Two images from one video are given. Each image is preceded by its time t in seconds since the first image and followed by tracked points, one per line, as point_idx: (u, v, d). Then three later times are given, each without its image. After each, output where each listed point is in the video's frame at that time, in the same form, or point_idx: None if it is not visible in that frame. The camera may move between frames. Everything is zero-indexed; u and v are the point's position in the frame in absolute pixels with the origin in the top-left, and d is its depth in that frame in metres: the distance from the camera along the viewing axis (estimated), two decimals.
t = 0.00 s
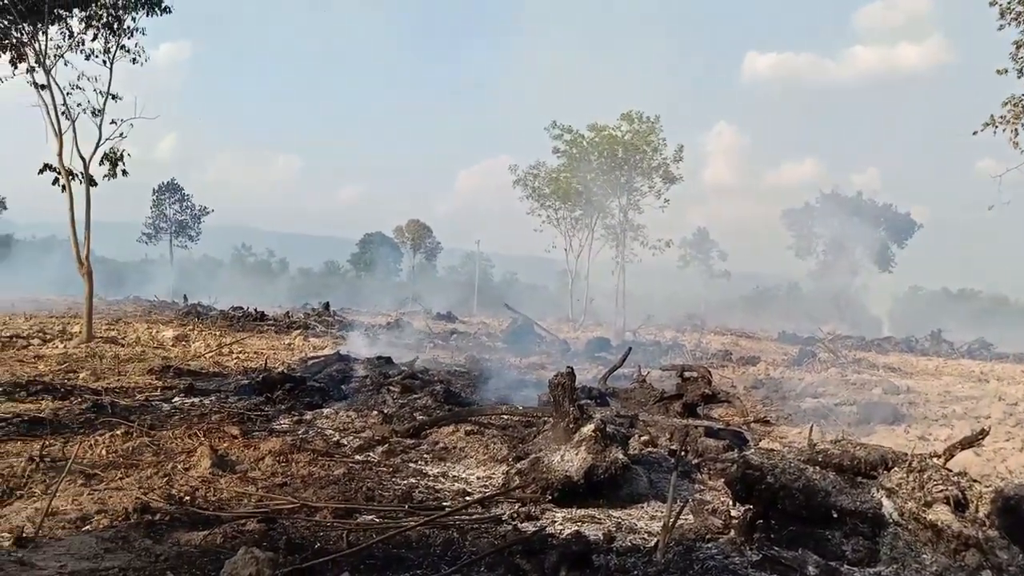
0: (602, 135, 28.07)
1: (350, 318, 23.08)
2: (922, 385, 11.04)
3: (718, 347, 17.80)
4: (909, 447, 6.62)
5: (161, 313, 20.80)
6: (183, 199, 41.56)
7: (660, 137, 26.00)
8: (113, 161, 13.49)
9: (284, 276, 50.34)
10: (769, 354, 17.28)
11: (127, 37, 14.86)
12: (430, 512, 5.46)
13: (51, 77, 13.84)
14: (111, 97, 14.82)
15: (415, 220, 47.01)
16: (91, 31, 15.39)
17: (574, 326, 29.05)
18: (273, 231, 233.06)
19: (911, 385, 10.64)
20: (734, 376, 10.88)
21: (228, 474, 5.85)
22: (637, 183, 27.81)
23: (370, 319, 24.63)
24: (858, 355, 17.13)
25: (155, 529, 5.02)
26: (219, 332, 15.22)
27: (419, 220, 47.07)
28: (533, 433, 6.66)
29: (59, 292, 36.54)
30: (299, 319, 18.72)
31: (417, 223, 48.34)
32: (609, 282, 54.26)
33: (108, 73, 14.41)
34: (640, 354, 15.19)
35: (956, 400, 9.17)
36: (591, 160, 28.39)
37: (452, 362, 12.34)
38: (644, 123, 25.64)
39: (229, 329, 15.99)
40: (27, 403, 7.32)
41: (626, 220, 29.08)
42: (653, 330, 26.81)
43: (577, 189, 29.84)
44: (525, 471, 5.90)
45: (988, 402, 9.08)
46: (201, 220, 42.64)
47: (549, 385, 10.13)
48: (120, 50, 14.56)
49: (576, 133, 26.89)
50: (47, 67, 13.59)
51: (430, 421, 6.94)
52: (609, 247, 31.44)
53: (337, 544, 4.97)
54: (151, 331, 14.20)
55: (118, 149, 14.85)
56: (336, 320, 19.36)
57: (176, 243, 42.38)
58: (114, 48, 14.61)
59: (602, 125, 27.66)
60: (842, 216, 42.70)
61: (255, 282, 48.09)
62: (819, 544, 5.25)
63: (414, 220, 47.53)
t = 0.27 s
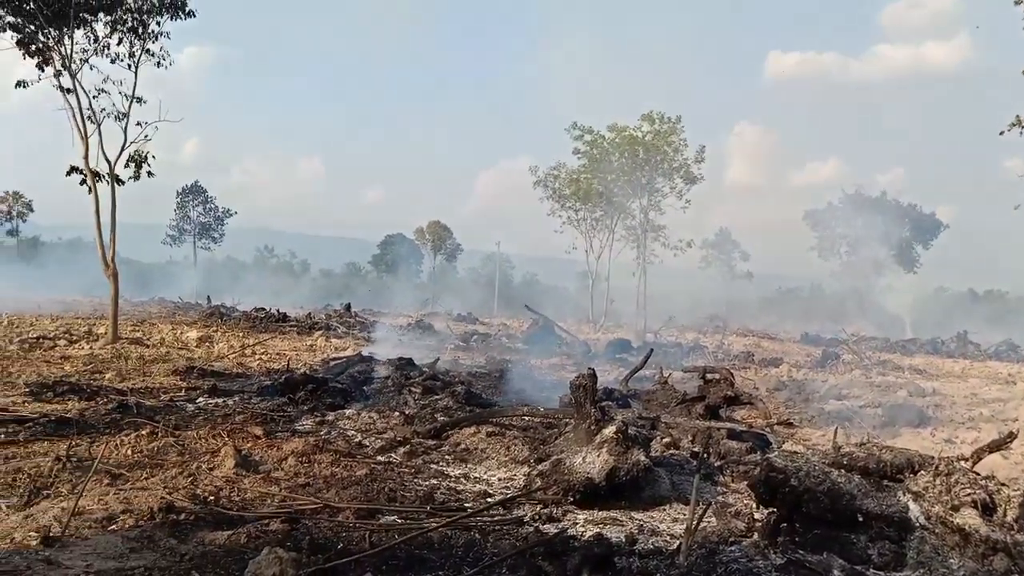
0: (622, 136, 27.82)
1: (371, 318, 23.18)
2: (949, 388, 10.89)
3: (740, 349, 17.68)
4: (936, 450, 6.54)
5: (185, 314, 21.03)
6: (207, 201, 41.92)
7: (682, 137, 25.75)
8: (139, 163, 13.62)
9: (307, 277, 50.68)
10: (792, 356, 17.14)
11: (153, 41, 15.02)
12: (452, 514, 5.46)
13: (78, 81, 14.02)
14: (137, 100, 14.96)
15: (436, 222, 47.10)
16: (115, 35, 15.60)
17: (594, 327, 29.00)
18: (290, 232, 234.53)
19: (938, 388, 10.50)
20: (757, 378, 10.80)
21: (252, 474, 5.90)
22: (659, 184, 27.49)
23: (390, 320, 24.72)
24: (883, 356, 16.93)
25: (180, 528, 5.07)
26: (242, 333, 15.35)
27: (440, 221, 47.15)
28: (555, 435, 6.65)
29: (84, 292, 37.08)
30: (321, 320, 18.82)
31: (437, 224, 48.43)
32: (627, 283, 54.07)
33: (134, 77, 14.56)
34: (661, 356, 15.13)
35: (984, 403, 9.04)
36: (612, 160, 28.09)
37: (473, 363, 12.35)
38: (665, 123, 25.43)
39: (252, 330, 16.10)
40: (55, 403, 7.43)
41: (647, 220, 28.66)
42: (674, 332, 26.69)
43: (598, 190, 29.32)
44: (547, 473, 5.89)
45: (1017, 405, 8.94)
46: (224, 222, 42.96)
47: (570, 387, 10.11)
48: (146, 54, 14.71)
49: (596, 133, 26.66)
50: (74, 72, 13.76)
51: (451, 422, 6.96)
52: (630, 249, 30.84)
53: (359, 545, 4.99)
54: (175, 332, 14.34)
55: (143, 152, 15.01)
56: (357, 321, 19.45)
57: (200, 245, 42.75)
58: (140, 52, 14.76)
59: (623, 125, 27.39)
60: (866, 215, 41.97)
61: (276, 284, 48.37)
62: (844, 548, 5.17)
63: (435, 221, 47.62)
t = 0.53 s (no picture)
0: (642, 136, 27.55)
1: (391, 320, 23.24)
2: (975, 390, 10.75)
3: (761, 351, 17.54)
4: (961, 453, 6.46)
5: (206, 315, 21.21)
6: (228, 203, 42.25)
7: (702, 137, 25.55)
8: (161, 165, 13.72)
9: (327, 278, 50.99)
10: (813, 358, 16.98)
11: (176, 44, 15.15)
12: (472, 515, 5.46)
13: (102, 84, 14.16)
14: (160, 102, 15.08)
15: (456, 223, 47.13)
16: (139, 39, 15.76)
17: (613, 328, 28.93)
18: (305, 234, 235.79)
19: (963, 390, 10.38)
20: (779, 380, 10.71)
21: (274, 474, 5.93)
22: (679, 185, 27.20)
23: (409, 321, 24.78)
24: (906, 358, 16.73)
25: (203, 527, 5.10)
26: (263, 334, 15.45)
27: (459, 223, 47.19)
28: (575, 436, 6.63)
29: (107, 294, 37.53)
30: (341, 321, 18.91)
31: (456, 226, 48.56)
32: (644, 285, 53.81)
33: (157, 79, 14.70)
34: (682, 357, 15.04)
35: (1011, 406, 8.91)
36: (632, 161, 27.85)
37: (493, 365, 12.35)
38: (685, 124, 25.24)
39: (272, 331, 16.20)
40: (79, 403, 7.50)
41: (667, 222, 28.43)
42: (693, 333, 26.54)
43: (618, 191, 29.12)
44: (567, 475, 5.87)
45: None
46: (245, 224, 43.25)
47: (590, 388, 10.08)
48: (168, 57, 14.84)
49: (616, 134, 26.51)
50: (98, 74, 13.90)
51: (471, 423, 6.95)
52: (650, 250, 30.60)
53: (381, 545, 4.99)
54: (197, 332, 14.46)
55: (166, 153, 15.13)
56: (377, 322, 19.51)
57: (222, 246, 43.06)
58: (162, 54, 14.88)
59: (643, 126, 27.22)
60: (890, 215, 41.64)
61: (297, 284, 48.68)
62: (867, 551, 5.06)
63: (454, 223, 47.71)
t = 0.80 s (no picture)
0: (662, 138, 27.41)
1: (410, 320, 23.31)
2: (1001, 393, 10.60)
3: (782, 352, 17.40)
4: (986, 457, 6.38)
5: (228, 315, 21.42)
6: (249, 205, 42.63)
7: (722, 138, 25.36)
8: (183, 167, 13.85)
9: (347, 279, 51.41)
10: (834, 360, 16.83)
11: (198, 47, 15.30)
12: (491, 515, 5.46)
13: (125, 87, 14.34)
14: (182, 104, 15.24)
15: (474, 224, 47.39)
16: (162, 41, 15.90)
17: (631, 330, 28.86)
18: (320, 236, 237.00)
19: (989, 393, 10.24)
20: (800, 382, 10.63)
21: (294, 474, 5.96)
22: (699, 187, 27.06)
23: (428, 321, 24.87)
24: (930, 361, 16.53)
25: (224, 526, 5.13)
26: (284, 335, 15.56)
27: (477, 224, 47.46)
28: (594, 437, 6.62)
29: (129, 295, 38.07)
30: (361, 321, 19.02)
31: (475, 228, 48.48)
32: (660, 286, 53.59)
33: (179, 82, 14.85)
34: (701, 359, 14.97)
35: None
36: (651, 162, 27.71)
37: (511, 366, 12.36)
38: (705, 124, 25.07)
39: (293, 331, 16.33)
40: (102, 403, 7.57)
41: (687, 223, 28.25)
42: (713, 335, 26.40)
43: (637, 193, 29.05)
44: (587, 476, 5.87)
45: None
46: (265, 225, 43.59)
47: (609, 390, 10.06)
48: (190, 59, 14.98)
49: (635, 135, 26.40)
50: (121, 77, 14.06)
51: (490, 424, 6.96)
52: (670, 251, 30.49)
53: (400, 545, 5.00)
54: (219, 332, 14.59)
55: (189, 155, 15.29)
56: (396, 322, 19.57)
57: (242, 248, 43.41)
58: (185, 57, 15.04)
59: (662, 127, 27.08)
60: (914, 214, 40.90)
61: (316, 285, 48.92)
62: (891, 556, 5.03)
63: (472, 224, 47.90)
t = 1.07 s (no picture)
0: (681, 138, 27.33)
1: (427, 321, 23.38)
2: None
3: (801, 353, 17.29)
4: (1009, 460, 6.31)
5: (247, 315, 21.57)
6: (267, 206, 42.92)
7: (740, 138, 25.22)
8: (202, 167, 13.94)
9: (364, 279, 51.57)
10: (855, 361, 16.67)
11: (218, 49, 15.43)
12: (509, 516, 5.45)
13: (145, 88, 14.48)
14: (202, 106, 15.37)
15: (491, 226, 47.29)
16: (181, 43, 16.04)
17: (649, 330, 28.79)
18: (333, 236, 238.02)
19: (1012, 395, 10.13)
20: (820, 383, 10.55)
21: (313, 473, 5.99)
22: (717, 186, 26.93)
23: (445, 322, 24.93)
24: (951, 362, 16.37)
25: (243, 525, 5.16)
26: (302, 335, 15.64)
27: (493, 225, 47.42)
28: (612, 438, 6.60)
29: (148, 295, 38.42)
30: (378, 322, 19.09)
31: (492, 228, 48.39)
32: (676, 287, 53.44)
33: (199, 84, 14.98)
34: (720, 360, 14.89)
35: None
36: (669, 162, 27.60)
37: (529, 366, 12.35)
38: (723, 124, 24.94)
39: (311, 331, 16.42)
40: (123, 401, 7.63)
41: (704, 223, 28.14)
42: (731, 336, 26.29)
43: (655, 193, 28.96)
44: (605, 477, 5.85)
45: None
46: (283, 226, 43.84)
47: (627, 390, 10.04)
48: (211, 61, 15.11)
49: (653, 135, 26.30)
50: (142, 79, 14.21)
51: (507, 424, 6.95)
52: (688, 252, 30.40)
53: (418, 545, 5.00)
54: (237, 332, 14.70)
55: (208, 156, 15.40)
56: (413, 323, 19.62)
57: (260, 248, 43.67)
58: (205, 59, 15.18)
59: (680, 127, 26.98)
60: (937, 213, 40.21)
61: (333, 286, 49.13)
62: (914, 559, 4.96)
63: (489, 225, 47.81)
